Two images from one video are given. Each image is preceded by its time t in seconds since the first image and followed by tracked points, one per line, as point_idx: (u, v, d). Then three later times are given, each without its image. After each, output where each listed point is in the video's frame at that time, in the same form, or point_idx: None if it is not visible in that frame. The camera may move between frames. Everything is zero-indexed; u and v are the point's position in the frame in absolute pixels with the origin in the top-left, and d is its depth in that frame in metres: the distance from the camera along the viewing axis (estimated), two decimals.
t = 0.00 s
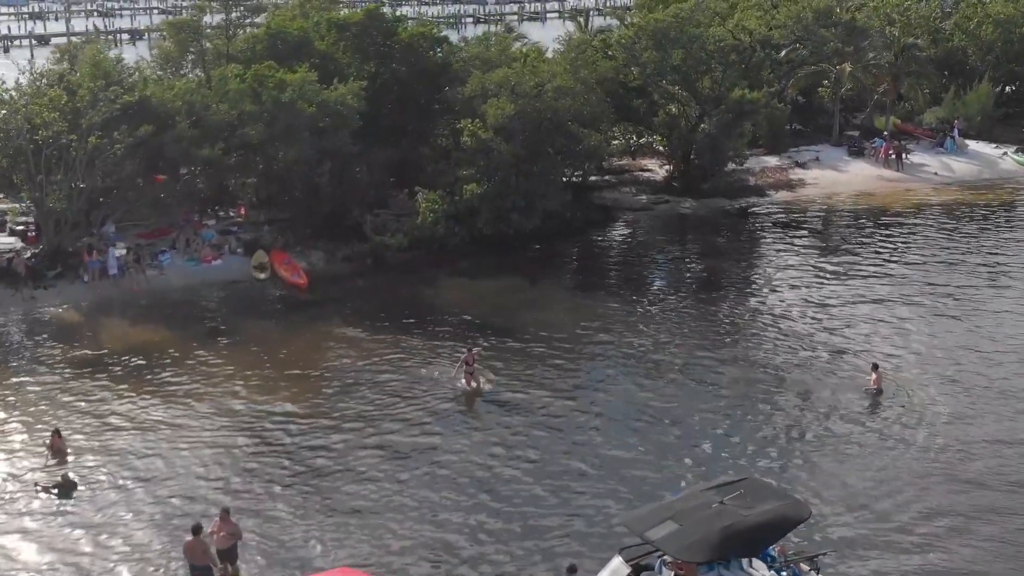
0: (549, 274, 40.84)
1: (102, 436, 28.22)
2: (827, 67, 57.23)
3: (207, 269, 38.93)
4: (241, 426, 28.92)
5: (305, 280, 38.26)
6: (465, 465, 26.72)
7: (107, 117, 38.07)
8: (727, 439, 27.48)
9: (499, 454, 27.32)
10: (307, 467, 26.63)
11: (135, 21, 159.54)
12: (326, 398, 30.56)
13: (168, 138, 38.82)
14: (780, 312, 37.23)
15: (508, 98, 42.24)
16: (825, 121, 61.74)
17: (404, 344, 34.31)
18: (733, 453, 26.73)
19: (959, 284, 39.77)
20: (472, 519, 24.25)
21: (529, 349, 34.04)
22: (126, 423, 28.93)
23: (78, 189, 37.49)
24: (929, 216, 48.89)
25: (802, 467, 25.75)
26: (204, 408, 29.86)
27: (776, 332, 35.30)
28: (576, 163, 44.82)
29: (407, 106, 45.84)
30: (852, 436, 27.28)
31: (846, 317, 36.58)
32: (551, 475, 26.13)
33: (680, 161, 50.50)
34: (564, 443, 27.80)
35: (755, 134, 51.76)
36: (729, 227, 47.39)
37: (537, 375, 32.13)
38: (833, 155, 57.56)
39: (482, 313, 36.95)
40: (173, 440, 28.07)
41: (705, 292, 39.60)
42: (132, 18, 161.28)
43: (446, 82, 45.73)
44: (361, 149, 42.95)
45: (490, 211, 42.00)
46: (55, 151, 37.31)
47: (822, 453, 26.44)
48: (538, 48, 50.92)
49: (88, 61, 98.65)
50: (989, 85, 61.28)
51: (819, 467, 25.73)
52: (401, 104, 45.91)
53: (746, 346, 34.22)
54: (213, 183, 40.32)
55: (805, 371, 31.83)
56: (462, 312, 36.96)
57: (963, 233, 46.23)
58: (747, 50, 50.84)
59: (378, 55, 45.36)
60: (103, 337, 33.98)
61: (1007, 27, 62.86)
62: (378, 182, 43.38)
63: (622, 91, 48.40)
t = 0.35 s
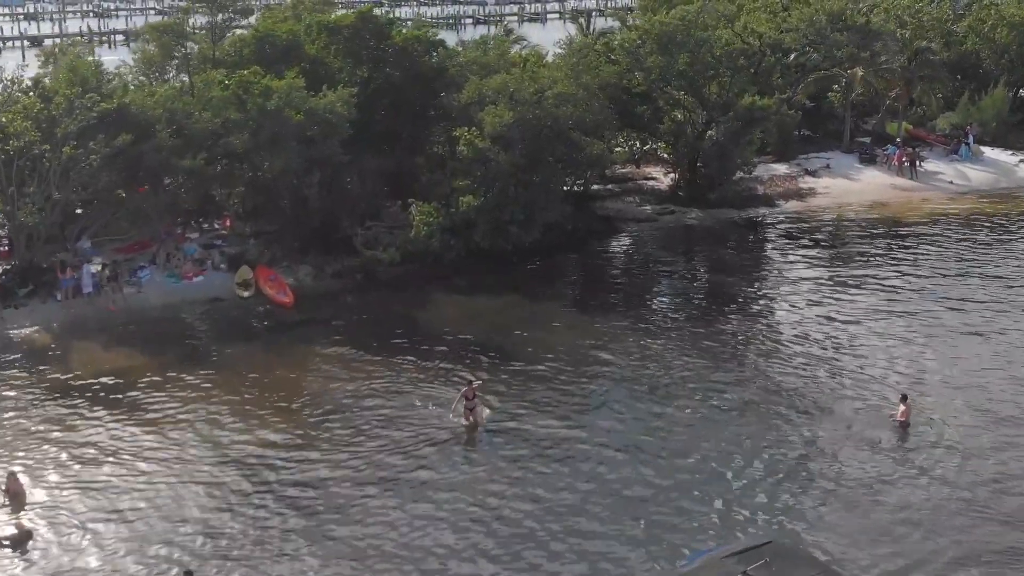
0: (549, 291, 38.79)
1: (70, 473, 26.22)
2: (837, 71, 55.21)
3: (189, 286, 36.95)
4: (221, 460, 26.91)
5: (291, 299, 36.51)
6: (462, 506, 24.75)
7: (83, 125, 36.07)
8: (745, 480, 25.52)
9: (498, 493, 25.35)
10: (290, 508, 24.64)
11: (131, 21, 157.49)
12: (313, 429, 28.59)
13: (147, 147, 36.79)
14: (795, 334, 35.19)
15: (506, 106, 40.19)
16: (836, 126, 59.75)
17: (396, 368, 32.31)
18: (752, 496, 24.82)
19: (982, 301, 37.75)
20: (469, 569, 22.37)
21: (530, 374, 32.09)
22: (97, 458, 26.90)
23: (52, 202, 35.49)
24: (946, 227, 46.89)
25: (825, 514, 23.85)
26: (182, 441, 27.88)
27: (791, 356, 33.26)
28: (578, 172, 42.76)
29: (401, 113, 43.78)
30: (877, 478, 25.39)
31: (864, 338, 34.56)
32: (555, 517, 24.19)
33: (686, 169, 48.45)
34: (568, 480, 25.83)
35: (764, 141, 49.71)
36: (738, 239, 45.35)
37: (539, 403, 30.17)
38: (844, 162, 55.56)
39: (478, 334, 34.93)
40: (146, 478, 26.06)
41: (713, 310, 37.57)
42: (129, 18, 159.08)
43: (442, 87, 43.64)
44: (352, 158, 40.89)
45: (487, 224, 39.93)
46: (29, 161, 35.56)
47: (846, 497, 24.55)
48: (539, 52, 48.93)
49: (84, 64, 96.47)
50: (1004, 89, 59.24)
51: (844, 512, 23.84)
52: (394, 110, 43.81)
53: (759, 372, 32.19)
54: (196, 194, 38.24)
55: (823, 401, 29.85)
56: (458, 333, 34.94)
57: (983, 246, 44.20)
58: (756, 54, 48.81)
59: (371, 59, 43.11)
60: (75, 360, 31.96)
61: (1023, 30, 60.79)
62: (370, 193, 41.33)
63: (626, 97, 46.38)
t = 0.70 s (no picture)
0: (550, 309, 36.95)
1: (36, 512, 24.38)
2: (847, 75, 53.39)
3: (169, 304, 35.15)
4: (200, 497, 25.09)
5: (276, 316, 34.62)
6: (460, 550, 22.99)
7: (58, 134, 34.37)
8: (764, 521, 23.77)
9: (497, 534, 23.56)
10: (273, 552, 22.83)
11: (126, 21, 155.38)
12: (299, 461, 26.77)
13: (126, 158, 35.14)
14: (809, 354, 33.27)
15: (504, 114, 38.41)
16: (845, 132, 58.02)
17: (388, 395, 30.48)
18: (772, 539, 23.06)
19: (1004, 319, 35.96)
20: None
21: (530, 399, 30.29)
22: (65, 495, 25.04)
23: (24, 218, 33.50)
24: (963, 238, 45.03)
25: (853, 564, 22.10)
26: (160, 473, 26.12)
27: (806, 380, 31.37)
28: (580, 182, 40.94)
29: (393, 121, 42.16)
30: (907, 520, 23.66)
31: (882, 359, 32.76)
32: (560, 564, 22.43)
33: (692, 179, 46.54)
34: (573, 520, 24.05)
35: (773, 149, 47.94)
36: (746, 251, 43.52)
37: (541, 431, 28.37)
38: (855, 170, 53.77)
39: (475, 356, 33.09)
40: (118, 518, 24.23)
41: (722, 329, 35.66)
42: (123, 19, 156.80)
43: (437, 94, 42.05)
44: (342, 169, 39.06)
45: (484, 239, 38.09)
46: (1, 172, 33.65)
47: (874, 544, 22.79)
48: (538, 56, 47.12)
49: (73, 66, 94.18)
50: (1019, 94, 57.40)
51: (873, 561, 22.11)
52: (387, 117, 42.18)
53: (772, 396, 30.38)
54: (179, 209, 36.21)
55: (842, 430, 28.07)
56: (454, 356, 33.13)
57: (1001, 258, 42.42)
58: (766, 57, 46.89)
59: (363, 64, 41.43)
60: (47, 386, 30.13)
61: None
62: (362, 205, 39.52)
63: (629, 102, 44.52)
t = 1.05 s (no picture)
0: (550, 330, 34.99)
1: None
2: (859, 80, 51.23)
3: (146, 326, 33.15)
4: (171, 543, 23.14)
5: (259, 338, 32.90)
6: None
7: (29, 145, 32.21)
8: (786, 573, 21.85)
9: None
10: None
11: (121, 21, 153.39)
12: (280, 501, 24.80)
13: (101, 172, 32.74)
14: (827, 378, 31.20)
15: (502, 123, 36.40)
16: (856, 139, 56.07)
17: (377, 425, 28.57)
18: None
19: None
20: None
21: (530, 431, 28.28)
22: (26, 541, 23.11)
23: None
24: (983, 251, 43.01)
25: None
26: (133, 514, 24.24)
27: (825, 408, 29.32)
28: (581, 194, 38.92)
29: (385, 129, 39.81)
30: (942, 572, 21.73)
31: (904, 383, 30.78)
32: None
33: (699, 190, 44.54)
34: (577, 572, 22.11)
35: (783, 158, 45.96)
36: (756, 265, 41.52)
37: (542, 467, 26.44)
38: (867, 178, 51.79)
39: (470, 383, 31.10)
40: (83, 567, 22.31)
41: (733, 350, 33.67)
42: (119, 20, 154.80)
43: (432, 101, 40.06)
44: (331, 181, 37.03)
45: (480, 254, 36.05)
46: None
47: None
48: (538, 60, 45.15)
49: (69, 66, 92.06)
50: None
51: None
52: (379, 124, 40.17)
53: (789, 426, 28.41)
54: (158, 224, 34.17)
55: (866, 464, 26.14)
56: (448, 382, 31.15)
57: None
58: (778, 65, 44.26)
59: (354, 68, 39.24)
60: (12, 419, 28.02)
61: None
62: (352, 218, 37.52)
63: (632, 109, 42.31)
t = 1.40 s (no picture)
0: (551, 352, 33.15)
1: None
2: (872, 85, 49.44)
3: (124, 348, 31.39)
4: None
5: (241, 361, 31.00)
6: None
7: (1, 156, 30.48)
8: None
9: None
10: None
11: (116, 22, 151.54)
12: (261, 543, 22.99)
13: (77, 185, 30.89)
14: (845, 404, 29.33)
15: (501, 132, 34.56)
16: (867, 145, 54.25)
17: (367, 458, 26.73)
18: None
19: None
20: None
21: (530, 464, 26.44)
22: None
23: None
24: (1002, 264, 41.19)
25: None
26: (103, 558, 22.43)
27: (846, 438, 27.46)
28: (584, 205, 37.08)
29: (380, 136, 38.01)
30: None
31: (928, 410, 28.92)
32: None
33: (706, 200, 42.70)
34: None
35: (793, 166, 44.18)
36: (766, 279, 39.67)
37: (544, 504, 24.59)
38: (880, 186, 49.97)
39: (466, 410, 29.25)
40: None
41: (744, 372, 31.82)
42: (114, 22, 152.98)
43: (428, 109, 38.21)
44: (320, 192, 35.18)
45: (477, 270, 34.20)
46: None
47: None
48: (538, 65, 43.33)
49: (58, 69, 90.18)
50: None
51: None
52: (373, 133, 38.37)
53: (807, 458, 26.56)
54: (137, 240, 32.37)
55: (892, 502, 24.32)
56: (442, 410, 29.30)
57: None
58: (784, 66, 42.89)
59: (347, 74, 37.35)
60: None
61: None
62: (342, 231, 35.68)
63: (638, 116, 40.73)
